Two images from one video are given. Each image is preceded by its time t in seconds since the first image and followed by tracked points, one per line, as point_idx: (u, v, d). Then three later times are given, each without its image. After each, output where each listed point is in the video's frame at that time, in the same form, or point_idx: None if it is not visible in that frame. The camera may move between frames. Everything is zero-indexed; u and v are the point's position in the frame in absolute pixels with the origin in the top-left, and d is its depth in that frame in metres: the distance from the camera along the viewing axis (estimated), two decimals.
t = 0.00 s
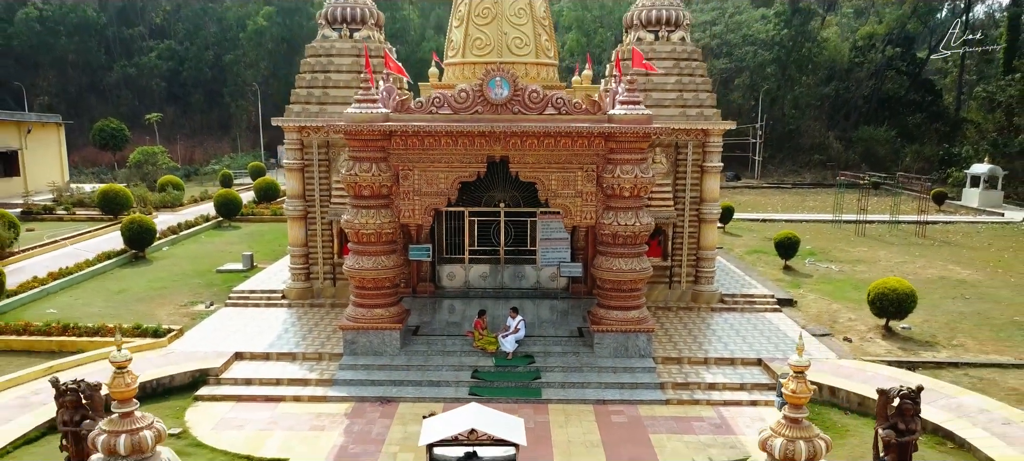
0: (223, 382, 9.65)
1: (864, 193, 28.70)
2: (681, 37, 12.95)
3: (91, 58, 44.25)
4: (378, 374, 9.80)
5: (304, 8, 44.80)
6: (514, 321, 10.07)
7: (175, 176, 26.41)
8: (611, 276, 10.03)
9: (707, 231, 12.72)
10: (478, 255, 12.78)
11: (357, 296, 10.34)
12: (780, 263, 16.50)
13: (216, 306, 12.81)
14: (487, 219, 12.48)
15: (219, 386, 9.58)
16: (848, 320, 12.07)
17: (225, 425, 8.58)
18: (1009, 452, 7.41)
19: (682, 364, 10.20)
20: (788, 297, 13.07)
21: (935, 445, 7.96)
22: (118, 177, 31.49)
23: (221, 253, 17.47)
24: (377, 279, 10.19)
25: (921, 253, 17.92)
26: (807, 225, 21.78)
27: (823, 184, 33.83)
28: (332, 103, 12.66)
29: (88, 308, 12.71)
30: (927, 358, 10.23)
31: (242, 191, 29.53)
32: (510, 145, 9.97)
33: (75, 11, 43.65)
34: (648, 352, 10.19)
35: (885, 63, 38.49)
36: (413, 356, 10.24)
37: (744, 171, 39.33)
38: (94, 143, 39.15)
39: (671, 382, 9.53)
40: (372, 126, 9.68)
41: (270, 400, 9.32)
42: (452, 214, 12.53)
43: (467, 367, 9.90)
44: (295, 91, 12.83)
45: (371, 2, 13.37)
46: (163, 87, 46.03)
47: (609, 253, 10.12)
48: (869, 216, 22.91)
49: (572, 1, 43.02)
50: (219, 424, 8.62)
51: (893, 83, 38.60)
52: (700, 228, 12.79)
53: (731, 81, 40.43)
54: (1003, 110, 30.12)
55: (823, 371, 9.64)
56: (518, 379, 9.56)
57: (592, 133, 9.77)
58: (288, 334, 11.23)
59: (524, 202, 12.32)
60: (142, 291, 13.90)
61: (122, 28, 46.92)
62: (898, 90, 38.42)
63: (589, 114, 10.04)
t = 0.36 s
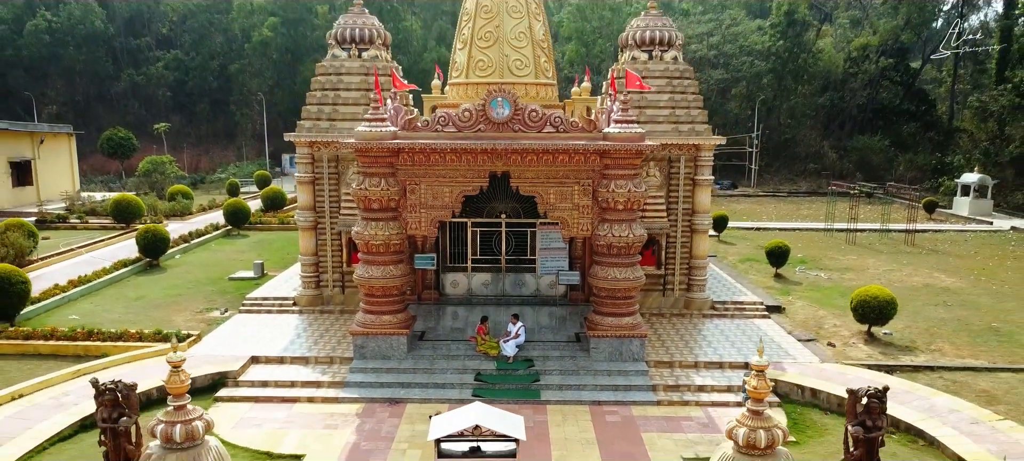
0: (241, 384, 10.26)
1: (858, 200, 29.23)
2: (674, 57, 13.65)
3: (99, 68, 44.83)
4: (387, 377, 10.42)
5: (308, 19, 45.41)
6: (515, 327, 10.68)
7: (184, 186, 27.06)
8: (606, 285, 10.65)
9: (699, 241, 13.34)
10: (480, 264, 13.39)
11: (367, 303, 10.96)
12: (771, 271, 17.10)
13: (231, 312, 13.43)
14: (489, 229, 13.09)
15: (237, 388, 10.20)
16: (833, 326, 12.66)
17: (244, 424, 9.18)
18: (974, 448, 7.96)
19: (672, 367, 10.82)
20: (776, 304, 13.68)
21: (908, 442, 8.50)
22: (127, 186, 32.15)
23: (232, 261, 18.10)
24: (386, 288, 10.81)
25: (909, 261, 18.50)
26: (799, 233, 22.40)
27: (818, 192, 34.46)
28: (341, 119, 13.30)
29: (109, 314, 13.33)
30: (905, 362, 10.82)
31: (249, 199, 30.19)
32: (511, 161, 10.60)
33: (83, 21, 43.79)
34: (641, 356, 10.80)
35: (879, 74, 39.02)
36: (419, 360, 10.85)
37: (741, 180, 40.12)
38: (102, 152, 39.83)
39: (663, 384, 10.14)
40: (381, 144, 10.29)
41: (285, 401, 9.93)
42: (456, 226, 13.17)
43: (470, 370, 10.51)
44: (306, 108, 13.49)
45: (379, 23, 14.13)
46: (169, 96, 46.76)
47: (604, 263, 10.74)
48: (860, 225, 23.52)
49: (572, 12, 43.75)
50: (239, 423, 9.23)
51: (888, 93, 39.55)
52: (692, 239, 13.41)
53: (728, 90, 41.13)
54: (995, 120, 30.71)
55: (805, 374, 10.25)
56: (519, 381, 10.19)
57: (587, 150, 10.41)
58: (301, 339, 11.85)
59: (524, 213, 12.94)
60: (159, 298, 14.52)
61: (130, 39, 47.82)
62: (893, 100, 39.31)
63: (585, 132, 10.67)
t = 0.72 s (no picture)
0: (264, 386, 10.88)
1: (861, 208, 29.61)
2: (675, 74, 14.27)
3: (116, 78, 45.76)
4: (401, 379, 11.01)
5: (320, 30, 46.35)
6: (522, 333, 11.29)
7: (201, 194, 27.84)
8: (609, 293, 11.20)
9: (700, 251, 13.88)
10: (489, 272, 13.96)
11: (382, 310, 11.55)
12: (771, 280, 17.61)
13: (251, 318, 14.07)
14: (498, 239, 13.69)
15: (260, 389, 10.81)
16: (829, 333, 13.16)
17: (268, 423, 9.79)
18: (955, 448, 8.44)
19: (673, 371, 11.34)
20: (774, 311, 14.18)
21: (894, 443, 8.98)
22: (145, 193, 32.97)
23: (250, 268, 18.77)
24: (400, 295, 11.40)
25: (907, 270, 18.95)
26: (801, 242, 22.89)
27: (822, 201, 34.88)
28: (357, 133, 13.95)
29: (135, 319, 13.99)
30: (896, 367, 11.31)
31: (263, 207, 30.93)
32: (520, 176, 11.19)
33: (101, 32, 44.40)
34: (643, 361, 11.35)
35: (882, 84, 39.56)
36: (431, 364, 11.44)
37: (747, 189, 40.73)
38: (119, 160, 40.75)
39: (663, 387, 10.68)
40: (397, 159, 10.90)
41: (306, 402, 10.53)
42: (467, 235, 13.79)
43: (480, 374, 11.09)
44: (324, 123, 14.15)
45: (393, 42, 14.85)
46: (184, 105, 47.71)
47: (608, 273, 11.29)
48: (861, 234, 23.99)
49: (579, 23, 44.43)
50: (263, 422, 9.84)
51: (893, 103, 39.86)
52: (694, 249, 13.94)
53: (733, 100, 41.62)
54: (998, 129, 31.07)
55: (798, 379, 10.76)
56: (526, 384, 10.78)
57: (592, 166, 10.99)
58: (319, 343, 12.47)
59: (532, 223, 13.53)
60: (182, 304, 15.18)
61: (146, 49, 48.84)
62: (897, 110, 39.66)
63: (590, 148, 11.25)
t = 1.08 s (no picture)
0: (289, 390, 11.56)
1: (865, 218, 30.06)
2: (679, 93, 14.93)
3: (135, 90, 46.86)
4: (418, 384, 11.67)
5: (335, 43, 47.03)
6: (532, 340, 11.91)
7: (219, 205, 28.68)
8: (615, 303, 11.82)
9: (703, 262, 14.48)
10: (500, 282, 14.63)
11: (399, 318, 12.22)
12: (773, 290, 18.15)
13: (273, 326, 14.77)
14: (509, 251, 14.36)
15: (285, 393, 11.49)
16: (826, 341, 13.70)
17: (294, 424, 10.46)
18: (939, 450, 8.99)
19: (675, 378, 11.93)
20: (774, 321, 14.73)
21: (882, 445, 9.53)
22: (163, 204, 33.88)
23: (269, 277, 19.51)
24: (417, 304, 12.07)
25: (907, 280, 19.43)
26: (804, 252, 23.42)
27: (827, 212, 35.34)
28: (375, 150, 14.66)
29: (163, 326, 14.72)
30: (888, 375, 11.85)
31: (279, 217, 31.74)
32: (530, 192, 11.84)
33: (121, 45, 45.41)
34: (646, 368, 11.95)
35: (888, 96, 40.05)
36: (446, 370, 12.10)
37: (753, 199, 41.18)
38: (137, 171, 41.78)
39: (665, 392, 11.27)
40: (414, 177, 11.57)
41: (328, 405, 11.20)
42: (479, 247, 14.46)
43: (491, 380, 11.72)
44: (343, 140, 14.88)
45: (410, 63, 15.60)
46: (200, 117, 48.76)
47: (613, 284, 11.91)
48: (863, 244, 24.48)
49: (588, 35, 45.13)
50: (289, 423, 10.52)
51: (899, 114, 40.56)
52: (696, 260, 14.54)
53: (740, 111, 42.14)
54: (1002, 141, 31.45)
55: (794, 385, 11.32)
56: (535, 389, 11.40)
57: (598, 183, 11.63)
58: (339, 350, 13.14)
59: (541, 236, 14.19)
60: (206, 312, 15.90)
61: (164, 61, 49.96)
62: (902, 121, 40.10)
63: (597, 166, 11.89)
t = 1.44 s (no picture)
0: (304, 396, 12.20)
1: (861, 230, 30.69)
2: (675, 113, 15.62)
3: (145, 104, 47.80)
4: (426, 391, 12.29)
5: (343, 58, 48.05)
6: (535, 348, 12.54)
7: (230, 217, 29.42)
8: (613, 313, 12.46)
9: (698, 275, 15.12)
10: (504, 293, 15.27)
11: (409, 328, 12.88)
12: (768, 301, 18.75)
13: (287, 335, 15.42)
14: (513, 263, 15.01)
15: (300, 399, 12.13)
16: (817, 351, 14.30)
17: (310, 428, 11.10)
18: (917, 452, 9.59)
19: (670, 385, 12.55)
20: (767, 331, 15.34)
21: (864, 448, 10.13)
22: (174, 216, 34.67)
23: (280, 288, 20.19)
24: (425, 314, 12.73)
25: (899, 292, 20.02)
26: (800, 264, 24.03)
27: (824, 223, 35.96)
28: (385, 167, 15.36)
29: (182, 336, 15.38)
30: (874, 382, 12.45)
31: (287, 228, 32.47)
32: (533, 209, 12.51)
33: (133, 60, 46.33)
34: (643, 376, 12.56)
35: (885, 110, 40.75)
36: (453, 377, 12.73)
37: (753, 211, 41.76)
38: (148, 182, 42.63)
39: (661, 399, 11.88)
40: (423, 194, 12.26)
41: (341, 410, 11.83)
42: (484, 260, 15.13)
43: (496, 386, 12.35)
44: (355, 157, 15.58)
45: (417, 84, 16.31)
46: (209, 130, 49.66)
47: (612, 295, 12.55)
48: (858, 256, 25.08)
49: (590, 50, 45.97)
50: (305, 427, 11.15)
51: (896, 127, 41.23)
52: (693, 273, 15.18)
53: (739, 124, 42.84)
54: (998, 155, 32.06)
55: (784, 392, 11.92)
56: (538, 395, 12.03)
57: (597, 200, 12.30)
58: (351, 358, 13.78)
59: (544, 250, 14.86)
60: (222, 322, 16.57)
61: (174, 75, 50.93)
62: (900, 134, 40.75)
63: (596, 184, 12.57)
